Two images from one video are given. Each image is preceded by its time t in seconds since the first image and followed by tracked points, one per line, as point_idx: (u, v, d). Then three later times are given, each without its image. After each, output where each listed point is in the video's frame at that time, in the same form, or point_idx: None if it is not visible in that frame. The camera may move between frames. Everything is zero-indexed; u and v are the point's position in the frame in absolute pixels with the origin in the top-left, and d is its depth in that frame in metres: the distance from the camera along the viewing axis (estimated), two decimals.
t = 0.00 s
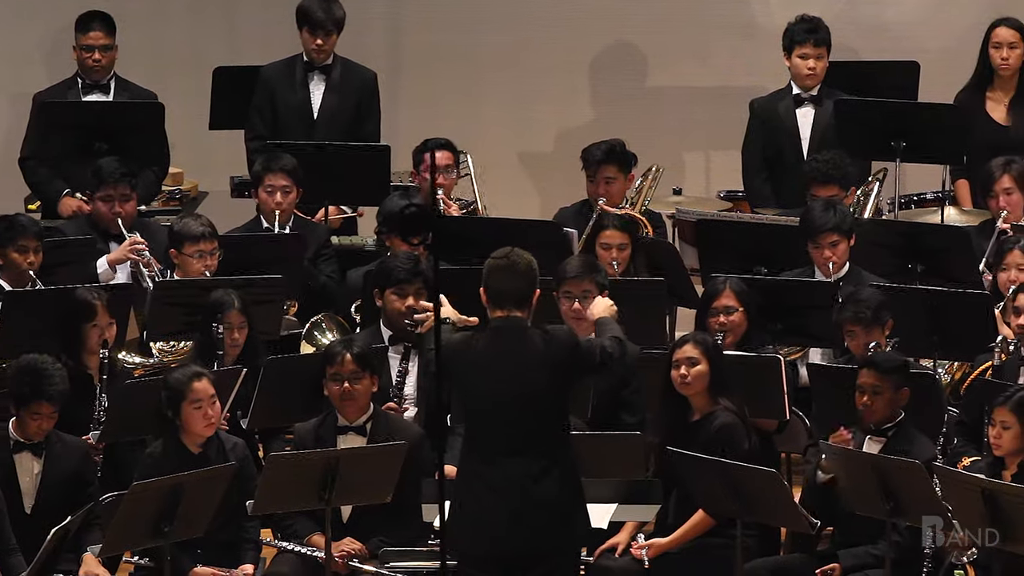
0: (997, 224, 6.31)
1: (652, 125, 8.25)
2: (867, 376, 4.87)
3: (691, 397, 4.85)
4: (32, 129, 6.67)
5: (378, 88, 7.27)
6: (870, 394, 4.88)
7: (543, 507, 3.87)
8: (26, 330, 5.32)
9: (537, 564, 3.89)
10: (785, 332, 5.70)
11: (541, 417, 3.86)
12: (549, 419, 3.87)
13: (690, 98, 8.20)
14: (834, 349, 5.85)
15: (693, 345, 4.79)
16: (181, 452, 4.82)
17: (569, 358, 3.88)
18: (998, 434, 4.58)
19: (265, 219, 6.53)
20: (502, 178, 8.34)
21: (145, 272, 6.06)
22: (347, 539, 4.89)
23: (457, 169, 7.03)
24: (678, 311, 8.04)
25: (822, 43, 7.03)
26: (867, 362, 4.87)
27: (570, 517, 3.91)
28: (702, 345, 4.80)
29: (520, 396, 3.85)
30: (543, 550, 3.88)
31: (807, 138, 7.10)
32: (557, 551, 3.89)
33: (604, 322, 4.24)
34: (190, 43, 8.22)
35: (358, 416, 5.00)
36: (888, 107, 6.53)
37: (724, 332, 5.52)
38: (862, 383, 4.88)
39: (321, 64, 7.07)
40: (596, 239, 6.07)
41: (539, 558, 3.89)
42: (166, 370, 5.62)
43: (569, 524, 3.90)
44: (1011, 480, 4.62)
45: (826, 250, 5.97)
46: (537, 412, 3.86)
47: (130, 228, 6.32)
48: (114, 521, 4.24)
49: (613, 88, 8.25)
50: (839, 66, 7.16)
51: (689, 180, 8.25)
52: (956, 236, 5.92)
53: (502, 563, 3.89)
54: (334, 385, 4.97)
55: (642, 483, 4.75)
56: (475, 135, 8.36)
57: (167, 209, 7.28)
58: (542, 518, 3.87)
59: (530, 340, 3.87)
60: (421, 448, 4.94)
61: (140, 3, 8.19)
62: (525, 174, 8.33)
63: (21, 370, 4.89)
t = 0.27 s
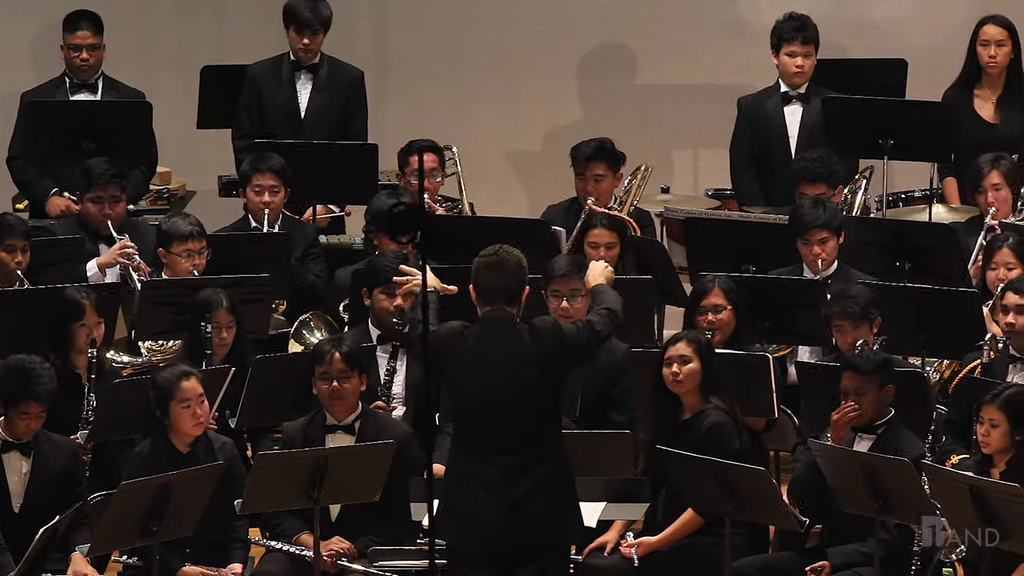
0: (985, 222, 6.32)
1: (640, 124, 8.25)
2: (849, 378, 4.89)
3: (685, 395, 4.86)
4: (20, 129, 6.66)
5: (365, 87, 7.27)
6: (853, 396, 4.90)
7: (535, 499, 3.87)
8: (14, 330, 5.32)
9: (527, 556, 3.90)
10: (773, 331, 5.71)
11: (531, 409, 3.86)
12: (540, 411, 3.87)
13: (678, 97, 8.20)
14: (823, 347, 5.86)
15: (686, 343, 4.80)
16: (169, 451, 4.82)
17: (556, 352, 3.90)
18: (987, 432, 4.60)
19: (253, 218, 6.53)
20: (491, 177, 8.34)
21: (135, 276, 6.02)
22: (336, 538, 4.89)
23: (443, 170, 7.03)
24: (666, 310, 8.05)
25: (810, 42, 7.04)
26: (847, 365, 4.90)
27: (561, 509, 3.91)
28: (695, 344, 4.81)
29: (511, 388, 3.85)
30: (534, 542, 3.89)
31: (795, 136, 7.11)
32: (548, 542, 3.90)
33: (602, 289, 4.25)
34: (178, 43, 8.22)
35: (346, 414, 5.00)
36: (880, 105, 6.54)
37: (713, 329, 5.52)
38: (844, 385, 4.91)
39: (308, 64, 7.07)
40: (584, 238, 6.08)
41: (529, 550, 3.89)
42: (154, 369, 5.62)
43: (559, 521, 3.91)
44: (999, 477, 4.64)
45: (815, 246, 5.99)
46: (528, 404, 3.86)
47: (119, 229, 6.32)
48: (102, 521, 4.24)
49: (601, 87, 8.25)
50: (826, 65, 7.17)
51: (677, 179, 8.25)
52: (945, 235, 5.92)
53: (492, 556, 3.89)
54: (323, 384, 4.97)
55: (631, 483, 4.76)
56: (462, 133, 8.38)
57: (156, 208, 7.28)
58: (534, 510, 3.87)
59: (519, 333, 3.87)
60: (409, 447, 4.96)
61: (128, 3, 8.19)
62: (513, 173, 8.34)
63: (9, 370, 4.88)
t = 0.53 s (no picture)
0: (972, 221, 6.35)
1: (626, 123, 8.26)
2: (832, 380, 4.91)
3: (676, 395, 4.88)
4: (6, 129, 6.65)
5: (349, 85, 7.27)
6: (836, 399, 4.91)
7: (523, 500, 3.87)
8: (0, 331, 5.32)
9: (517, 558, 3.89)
10: (759, 330, 5.72)
11: (517, 409, 3.87)
12: (525, 412, 3.88)
13: (664, 96, 8.21)
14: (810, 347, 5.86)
15: (676, 343, 4.85)
16: (156, 451, 4.82)
17: (543, 354, 3.88)
18: (973, 431, 4.61)
19: (240, 219, 6.52)
20: (477, 176, 8.35)
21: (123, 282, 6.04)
22: (322, 538, 4.89)
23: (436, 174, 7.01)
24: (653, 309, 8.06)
25: (796, 41, 7.05)
26: (829, 368, 4.92)
27: (549, 510, 3.91)
28: (685, 344, 4.86)
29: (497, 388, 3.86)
30: (522, 543, 3.88)
31: (781, 135, 7.12)
32: (537, 544, 3.89)
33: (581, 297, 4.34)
34: (164, 43, 8.22)
35: (334, 414, 4.99)
36: (868, 103, 6.55)
37: (699, 328, 5.53)
38: (827, 388, 4.92)
39: (291, 61, 7.06)
40: (571, 238, 6.09)
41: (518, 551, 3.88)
42: (141, 369, 5.62)
43: (546, 523, 3.91)
44: (985, 477, 4.67)
45: (801, 248, 6.01)
46: (514, 405, 3.86)
47: (106, 232, 6.28)
48: (89, 521, 4.23)
49: (588, 86, 8.26)
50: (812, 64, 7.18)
51: (663, 178, 8.26)
52: (931, 233, 5.94)
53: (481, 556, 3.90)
54: (310, 383, 4.98)
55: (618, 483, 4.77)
56: (449, 133, 8.36)
57: (142, 208, 7.27)
58: (522, 511, 3.87)
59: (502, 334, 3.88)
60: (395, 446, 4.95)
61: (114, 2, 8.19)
62: (500, 173, 8.35)
63: None
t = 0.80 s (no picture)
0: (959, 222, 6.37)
1: (613, 123, 8.27)
2: (819, 382, 4.90)
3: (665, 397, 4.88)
4: None
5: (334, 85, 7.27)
6: (823, 401, 4.91)
7: (511, 500, 3.88)
8: None
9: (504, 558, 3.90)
10: (746, 330, 5.73)
11: (507, 410, 3.87)
12: (515, 413, 3.88)
13: (651, 96, 8.23)
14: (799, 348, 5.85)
15: (669, 344, 4.84)
16: (144, 452, 4.83)
17: (530, 355, 3.88)
18: (961, 431, 4.63)
19: (228, 220, 6.54)
20: (464, 177, 8.35)
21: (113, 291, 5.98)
22: (310, 539, 4.89)
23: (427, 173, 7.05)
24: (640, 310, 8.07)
25: (783, 41, 7.06)
26: (818, 370, 4.90)
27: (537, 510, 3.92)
28: (677, 345, 4.85)
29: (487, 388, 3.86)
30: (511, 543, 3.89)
31: (768, 135, 7.13)
32: (525, 544, 3.90)
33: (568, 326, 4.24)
34: (151, 43, 8.21)
35: (321, 415, 5.00)
36: (855, 104, 6.57)
37: (688, 329, 5.55)
38: (814, 390, 4.91)
39: (277, 62, 7.06)
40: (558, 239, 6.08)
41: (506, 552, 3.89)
42: (128, 369, 5.62)
43: (532, 524, 3.91)
44: (972, 477, 4.70)
45: (789, 246, 6.02)
46: (504, 405, 3.87)
47: (95, 237, 6.26)
48: (77, 523, 4.23)
49: (574, 86, 8.27)
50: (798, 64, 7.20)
51: (651, 179, 8.27)
52: (919, 234, 5.95)
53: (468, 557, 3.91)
54: (297, 385, 4.97)
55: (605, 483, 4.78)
56: (436, 134, 8.37)
57: (129, 209, 7.26)
58: (511, 511, 3.88)
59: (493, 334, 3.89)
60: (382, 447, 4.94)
61: (101, 4, 8.19)
62: (488, 174, 8.35)
63: None
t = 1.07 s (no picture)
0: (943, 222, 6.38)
1: (597, 125, 8.28)
2: (806, 380, 4.92)
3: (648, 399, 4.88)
4: None
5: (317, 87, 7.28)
6: (810, 399, 4.94)
7: (496, 500, 3.89)
8: None
9: (484, 558, 3.94)
10: (730, 332, 5.74)
11: (493, 411, 3.87)
12: (501, 414, 3.88)
13: (635, 97, 8.24)
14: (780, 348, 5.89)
15: (654, 347, 4.83)
16: (127, 455, 4.83)
17: (513, 354, 3.88)
18: (944, 432, 4.65)
19: (213, 222, 6.54)
20: (448, 178, 8.36)
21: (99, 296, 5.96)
22: (293, 541, 4.87)
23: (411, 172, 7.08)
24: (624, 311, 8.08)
25: (766, 42, 7.08)
26: (805, 368, 4.92)
27: (521, 511, 3.93)
28: (661, 348, 4.85)
29: (473, 389, 3.86)
30: (495, 543, 3.90)
31: (752, 136, 7.15)
32: (509, 544, 3.92)
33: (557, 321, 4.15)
34: (135, 45, 8.20)
35: (305, 416, 5.00)
36: (839, 106, 6.59)
37: (671, 330, 5.56)
38: (801, 388, 4.94)
39: (259, 64, 7.07)
40: (542, 241, 6.08)
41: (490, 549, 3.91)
42: (112, 371, 5.63)
43: (518, 522, 3.92)
44: (956, 477, 4.71)
45: (773, 245, 6.04)
46: (490, 406, 3.86)
47: (82, 240, 6.27)
48: (61, 525, 4.23)
49: (558, 88, 8.28)
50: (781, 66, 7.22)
51: (634, 180, 8.28)
52: (903, 235, 5.97)
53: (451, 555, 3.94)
54: (281, 386, 4.97)
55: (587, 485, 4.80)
56: (420, 135, 8.36)
57: (113, 211, 7.25)
58: (496, 512, 3.89)
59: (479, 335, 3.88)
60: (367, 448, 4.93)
61: (85, 6, 8.18)
62: (471, 175, 8.35)
63: None
